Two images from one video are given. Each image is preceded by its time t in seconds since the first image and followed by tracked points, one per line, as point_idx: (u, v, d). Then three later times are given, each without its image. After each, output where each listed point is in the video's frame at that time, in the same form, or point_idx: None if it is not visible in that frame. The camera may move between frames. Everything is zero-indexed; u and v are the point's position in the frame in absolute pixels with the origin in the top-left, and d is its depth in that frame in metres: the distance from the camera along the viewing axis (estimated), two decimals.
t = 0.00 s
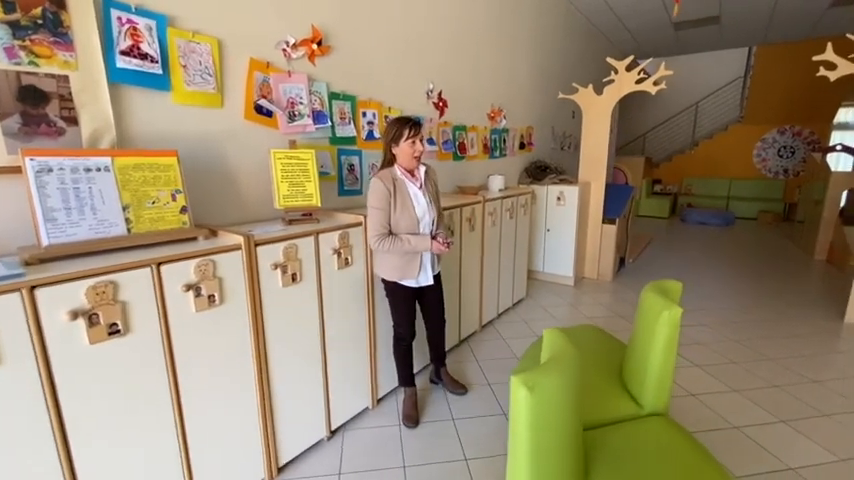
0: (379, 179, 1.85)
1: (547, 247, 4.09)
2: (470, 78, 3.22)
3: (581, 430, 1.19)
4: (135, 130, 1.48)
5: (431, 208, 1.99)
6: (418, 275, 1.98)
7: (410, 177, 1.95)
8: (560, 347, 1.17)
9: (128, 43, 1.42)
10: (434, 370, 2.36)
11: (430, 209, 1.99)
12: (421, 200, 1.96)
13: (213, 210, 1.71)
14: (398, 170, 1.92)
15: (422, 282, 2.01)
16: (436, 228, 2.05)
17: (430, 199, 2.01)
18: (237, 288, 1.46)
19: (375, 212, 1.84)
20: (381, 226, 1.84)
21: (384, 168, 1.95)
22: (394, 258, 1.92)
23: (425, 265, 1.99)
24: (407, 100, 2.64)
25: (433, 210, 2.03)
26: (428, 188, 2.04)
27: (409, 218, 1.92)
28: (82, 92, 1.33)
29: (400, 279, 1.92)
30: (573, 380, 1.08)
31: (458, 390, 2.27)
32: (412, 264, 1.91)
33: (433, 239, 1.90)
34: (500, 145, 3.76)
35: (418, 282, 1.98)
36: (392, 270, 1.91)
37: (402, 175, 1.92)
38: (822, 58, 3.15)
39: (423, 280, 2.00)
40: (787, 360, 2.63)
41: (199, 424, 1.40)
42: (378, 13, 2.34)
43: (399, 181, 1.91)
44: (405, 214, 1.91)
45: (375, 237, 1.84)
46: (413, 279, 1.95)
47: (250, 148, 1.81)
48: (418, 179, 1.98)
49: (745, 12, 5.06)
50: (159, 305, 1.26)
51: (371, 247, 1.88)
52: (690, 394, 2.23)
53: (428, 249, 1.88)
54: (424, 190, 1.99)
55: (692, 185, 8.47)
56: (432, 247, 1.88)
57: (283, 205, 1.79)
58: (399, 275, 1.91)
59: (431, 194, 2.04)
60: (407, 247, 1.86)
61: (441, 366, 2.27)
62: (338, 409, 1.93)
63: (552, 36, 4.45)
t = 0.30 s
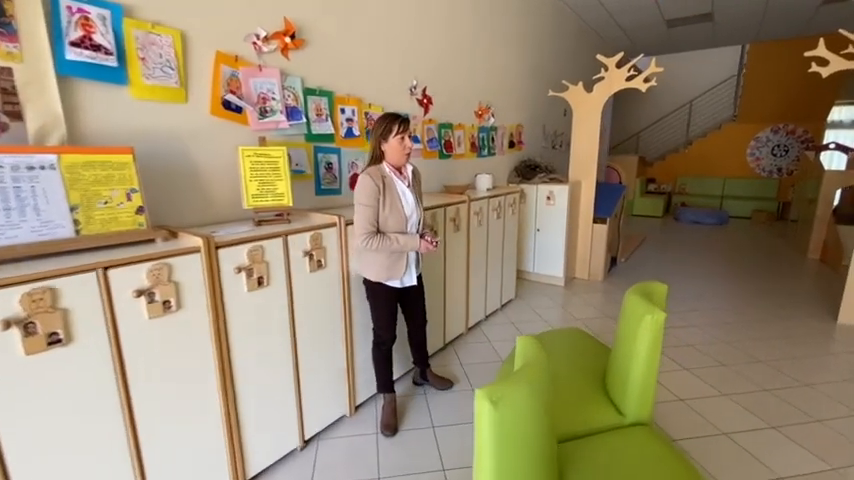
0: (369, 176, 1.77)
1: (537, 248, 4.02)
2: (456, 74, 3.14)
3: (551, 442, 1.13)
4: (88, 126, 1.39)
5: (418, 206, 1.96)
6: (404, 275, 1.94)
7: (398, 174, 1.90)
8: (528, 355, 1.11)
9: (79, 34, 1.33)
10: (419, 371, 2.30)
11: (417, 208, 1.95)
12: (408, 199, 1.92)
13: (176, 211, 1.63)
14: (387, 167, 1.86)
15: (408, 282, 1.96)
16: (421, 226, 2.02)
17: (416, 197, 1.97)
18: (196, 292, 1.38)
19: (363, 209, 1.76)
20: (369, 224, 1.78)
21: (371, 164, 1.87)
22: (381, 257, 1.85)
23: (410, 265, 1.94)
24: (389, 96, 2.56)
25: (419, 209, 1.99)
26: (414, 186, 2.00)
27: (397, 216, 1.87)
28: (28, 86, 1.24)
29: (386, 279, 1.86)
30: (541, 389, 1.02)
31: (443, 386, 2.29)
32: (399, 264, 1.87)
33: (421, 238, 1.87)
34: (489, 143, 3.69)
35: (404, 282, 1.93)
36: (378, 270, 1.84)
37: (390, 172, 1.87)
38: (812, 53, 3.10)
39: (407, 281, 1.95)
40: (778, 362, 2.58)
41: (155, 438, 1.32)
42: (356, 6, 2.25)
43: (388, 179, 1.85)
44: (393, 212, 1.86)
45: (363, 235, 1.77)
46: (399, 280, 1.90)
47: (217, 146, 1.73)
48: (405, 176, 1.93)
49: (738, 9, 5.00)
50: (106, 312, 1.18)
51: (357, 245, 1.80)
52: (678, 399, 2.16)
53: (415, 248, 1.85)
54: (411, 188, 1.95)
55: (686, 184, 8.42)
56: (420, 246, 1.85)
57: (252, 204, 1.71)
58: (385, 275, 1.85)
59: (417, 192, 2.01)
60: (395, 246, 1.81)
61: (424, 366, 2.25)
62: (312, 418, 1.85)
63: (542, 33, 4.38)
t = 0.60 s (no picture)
0: (363, 174, 1.76)
1: (527, 249, 3.99)
2: (442, 74, 3.09)
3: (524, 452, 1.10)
4: (46, 125, 1.33)
5: (414, 206, 1.94)
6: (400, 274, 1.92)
7: (393, 173, 1.88)
8: (500, 362, 1.07)
9: (34, 29, 1.26)
10: (401, 375, 2.26)
11: (412, 208, 1.92)
12: (403, 198, 1.90)
13: (142, 214, 1.57)
14: (382, 165, 1.85)
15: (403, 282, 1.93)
16: (417, 226, 2.00)
17: (412, 196, 1.95)
18: (158, 299, 1.32)
19: (358, 207, 1.74)
20: (364, 222, 1.76)
21: (366, 164, 1.88)
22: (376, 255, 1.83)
23: (406, 264, 1.92)
24: (372, 95, 2.50)
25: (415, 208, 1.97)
26: (411, 185, 1.98)
27: (392, 215, 1.84)
28: None
29: (380, 277, 1.85)
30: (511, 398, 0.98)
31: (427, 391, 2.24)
32: (394, 262, 1.85)
33: (416, 236, 1.84)
34: (477, 143, 3.65)
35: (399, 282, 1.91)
36: (373, 268, 1.83)
37: (386, 170, 1.86)
38: (802, 52, 3.07)
39: (403, 281, 1.92)
40: (766, 364, 2.55)
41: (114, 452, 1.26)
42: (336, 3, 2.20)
43: (383, 177, 1.84)
44: (389, 210, 1.84)
45: (357, 232, 1.75)
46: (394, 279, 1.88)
47: (186, 146, 1.67)
48: (400, 176, 1.92)
49: (729, 8, 4.98)
50: (58, 321, 1.12)
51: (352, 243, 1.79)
52: (665, 403, 2.12)
53: (410, 246, 1.81)
54: (407, 187, 1.93)
55: (679, 184, 8.41)
56: (414, 244, 1.81)
57: (222, 206, 1.66)
58: (380, 274, 1.84)
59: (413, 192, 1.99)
60: (390, 244, 1.78)
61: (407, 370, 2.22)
62: (288, 426, 1.80)
63: (532, 31, 4.34)
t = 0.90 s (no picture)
0: (365, 169, 1.80)
1: (515, 249, 3.96)
2: (427, 72, 3.06)
3: (493, 460, 1.05)
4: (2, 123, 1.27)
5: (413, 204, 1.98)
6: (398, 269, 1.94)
7: (393, 172, 1.92)
8: (468, 365, 1.02)
9: None
10: (383, 378, 2.23)
11: (411, 206, 1.97)
12: (403, 196, 1.94)
13: (106, 214, 1.52)
14: (382, 163, 1.89)
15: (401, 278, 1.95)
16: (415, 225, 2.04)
17: (411, 195, 1.99)
18: (119, 303, 1.27)
19: (360, 201, 1.77)
20: (365, 216, 1.79)
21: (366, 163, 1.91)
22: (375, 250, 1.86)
23: (403, 260, 1.94)
24: (353, 93, 2.46)
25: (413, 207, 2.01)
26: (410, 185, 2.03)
27: (392, 211, 1.87)
28: None
29: (378, 272, 1.85)
30: (478, 403, 0.93)
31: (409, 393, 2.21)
32: (394, 257, 1.86)
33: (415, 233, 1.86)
34: (464, 142, 3.62)
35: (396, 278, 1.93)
36: (372, 263, 1.83)
37: (386, 168, 1.89)
38: (788, 52, 3.06)
39: (401, 277, 1.94)
40: (752, 365, 2.53)
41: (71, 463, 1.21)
42: None
43: (383, 174, 1.87)
44: (388, 207, 1.87)
45: (357, 225, 1.77)
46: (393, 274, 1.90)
47: (154, 144, 1.62)
48: (400, 174, 1.96)
49: (717, 8, 4.98)
50: (8, 327, 1.07)
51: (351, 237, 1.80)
52: (648, 405, 2.10)
53: (409, 243, 1.83)
54: (406, 185, 1.97)
55: (670, 184, 8.42)
56: (413, 241, 1.83)
57: (192, 206, 1.61)
58: (378, 269, 1.84)
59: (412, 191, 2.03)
60: (390, 239, 1.80)
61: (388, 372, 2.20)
62: (262, 431, 1.75)
63: (521, 30, 4.32)
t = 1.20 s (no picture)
0: (361, 170, 1.84)
1: (502, 250, 3.94)
2: (409, 70, 3.02)
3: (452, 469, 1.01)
4: None
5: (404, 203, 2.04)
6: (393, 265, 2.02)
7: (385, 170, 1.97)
8: (426, 370, 0.97)
9: None
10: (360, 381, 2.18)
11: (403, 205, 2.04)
12: (395, 195, 2.01)
13: (64, 216, 1.47)
14: (375, 163, 1.94)
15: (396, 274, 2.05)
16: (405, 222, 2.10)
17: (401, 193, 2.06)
18: (72, 308, 1.22)
19: (355, 201, 1.82)
20: (361, 217, 1.84)
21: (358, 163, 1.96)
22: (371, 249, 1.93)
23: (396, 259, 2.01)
24: (332, 92, 2.42)
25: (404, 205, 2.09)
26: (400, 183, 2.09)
27: (385, 211, 1.94)
28: None
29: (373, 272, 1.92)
30: (434, 412, 0.88)
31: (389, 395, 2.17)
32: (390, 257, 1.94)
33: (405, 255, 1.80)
34: (449, 142, 3.59)
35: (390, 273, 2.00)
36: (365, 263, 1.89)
37: (379, 168, 1.95)
38: (771, 52, 3.06)
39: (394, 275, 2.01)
40: (734, 365, 2.52)
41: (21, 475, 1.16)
42: None
43: (376, 173, 1.92)
44: (382, 206, 1.93)
45: (353, 226, 1.82)
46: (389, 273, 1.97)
47: (117, 143, 1.58)
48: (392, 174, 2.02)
49: (704, 9, 4.99)
50: None
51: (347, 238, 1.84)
52: (627, 406, 2.08)
53: (396, 263, 1.79)
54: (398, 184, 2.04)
55: (660, 184, 8.45)
56: (400, 263, 1.79)
57: (156, 207, 1.56)
58: (373, 269, 1.91)
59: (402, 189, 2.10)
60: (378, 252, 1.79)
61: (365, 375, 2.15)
62: (231, 438, 1.71)
63: (507, 29, 4.29)
